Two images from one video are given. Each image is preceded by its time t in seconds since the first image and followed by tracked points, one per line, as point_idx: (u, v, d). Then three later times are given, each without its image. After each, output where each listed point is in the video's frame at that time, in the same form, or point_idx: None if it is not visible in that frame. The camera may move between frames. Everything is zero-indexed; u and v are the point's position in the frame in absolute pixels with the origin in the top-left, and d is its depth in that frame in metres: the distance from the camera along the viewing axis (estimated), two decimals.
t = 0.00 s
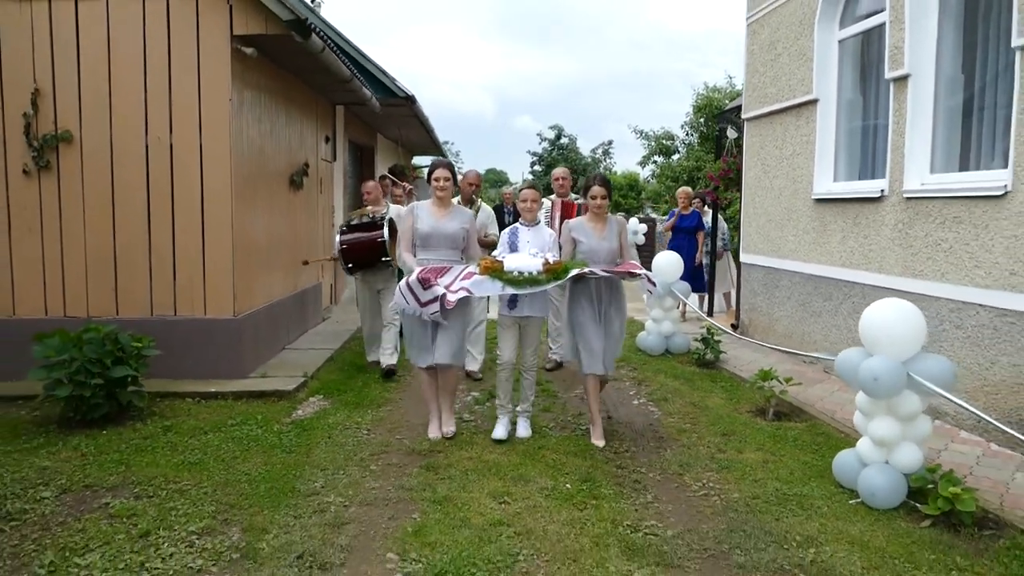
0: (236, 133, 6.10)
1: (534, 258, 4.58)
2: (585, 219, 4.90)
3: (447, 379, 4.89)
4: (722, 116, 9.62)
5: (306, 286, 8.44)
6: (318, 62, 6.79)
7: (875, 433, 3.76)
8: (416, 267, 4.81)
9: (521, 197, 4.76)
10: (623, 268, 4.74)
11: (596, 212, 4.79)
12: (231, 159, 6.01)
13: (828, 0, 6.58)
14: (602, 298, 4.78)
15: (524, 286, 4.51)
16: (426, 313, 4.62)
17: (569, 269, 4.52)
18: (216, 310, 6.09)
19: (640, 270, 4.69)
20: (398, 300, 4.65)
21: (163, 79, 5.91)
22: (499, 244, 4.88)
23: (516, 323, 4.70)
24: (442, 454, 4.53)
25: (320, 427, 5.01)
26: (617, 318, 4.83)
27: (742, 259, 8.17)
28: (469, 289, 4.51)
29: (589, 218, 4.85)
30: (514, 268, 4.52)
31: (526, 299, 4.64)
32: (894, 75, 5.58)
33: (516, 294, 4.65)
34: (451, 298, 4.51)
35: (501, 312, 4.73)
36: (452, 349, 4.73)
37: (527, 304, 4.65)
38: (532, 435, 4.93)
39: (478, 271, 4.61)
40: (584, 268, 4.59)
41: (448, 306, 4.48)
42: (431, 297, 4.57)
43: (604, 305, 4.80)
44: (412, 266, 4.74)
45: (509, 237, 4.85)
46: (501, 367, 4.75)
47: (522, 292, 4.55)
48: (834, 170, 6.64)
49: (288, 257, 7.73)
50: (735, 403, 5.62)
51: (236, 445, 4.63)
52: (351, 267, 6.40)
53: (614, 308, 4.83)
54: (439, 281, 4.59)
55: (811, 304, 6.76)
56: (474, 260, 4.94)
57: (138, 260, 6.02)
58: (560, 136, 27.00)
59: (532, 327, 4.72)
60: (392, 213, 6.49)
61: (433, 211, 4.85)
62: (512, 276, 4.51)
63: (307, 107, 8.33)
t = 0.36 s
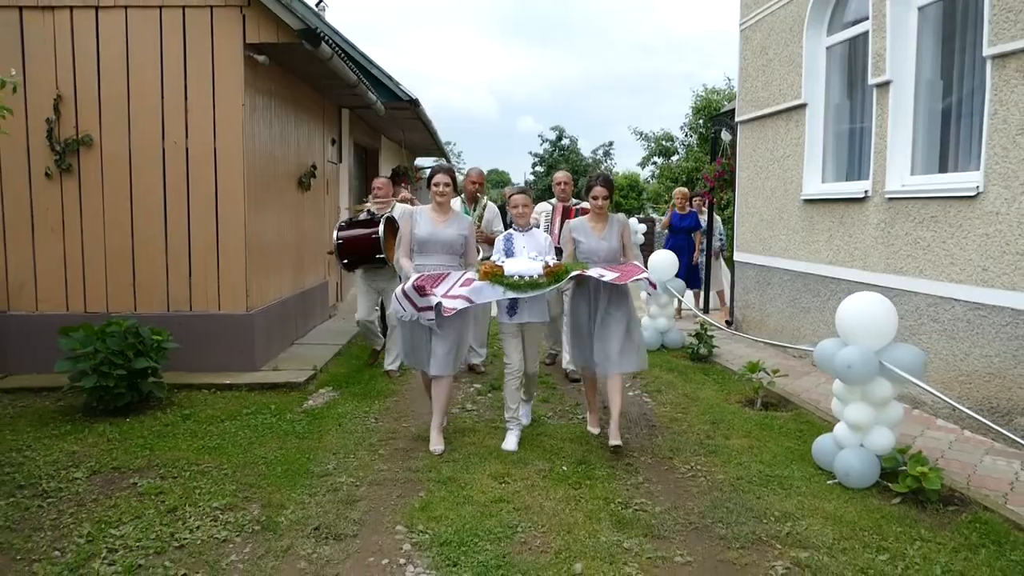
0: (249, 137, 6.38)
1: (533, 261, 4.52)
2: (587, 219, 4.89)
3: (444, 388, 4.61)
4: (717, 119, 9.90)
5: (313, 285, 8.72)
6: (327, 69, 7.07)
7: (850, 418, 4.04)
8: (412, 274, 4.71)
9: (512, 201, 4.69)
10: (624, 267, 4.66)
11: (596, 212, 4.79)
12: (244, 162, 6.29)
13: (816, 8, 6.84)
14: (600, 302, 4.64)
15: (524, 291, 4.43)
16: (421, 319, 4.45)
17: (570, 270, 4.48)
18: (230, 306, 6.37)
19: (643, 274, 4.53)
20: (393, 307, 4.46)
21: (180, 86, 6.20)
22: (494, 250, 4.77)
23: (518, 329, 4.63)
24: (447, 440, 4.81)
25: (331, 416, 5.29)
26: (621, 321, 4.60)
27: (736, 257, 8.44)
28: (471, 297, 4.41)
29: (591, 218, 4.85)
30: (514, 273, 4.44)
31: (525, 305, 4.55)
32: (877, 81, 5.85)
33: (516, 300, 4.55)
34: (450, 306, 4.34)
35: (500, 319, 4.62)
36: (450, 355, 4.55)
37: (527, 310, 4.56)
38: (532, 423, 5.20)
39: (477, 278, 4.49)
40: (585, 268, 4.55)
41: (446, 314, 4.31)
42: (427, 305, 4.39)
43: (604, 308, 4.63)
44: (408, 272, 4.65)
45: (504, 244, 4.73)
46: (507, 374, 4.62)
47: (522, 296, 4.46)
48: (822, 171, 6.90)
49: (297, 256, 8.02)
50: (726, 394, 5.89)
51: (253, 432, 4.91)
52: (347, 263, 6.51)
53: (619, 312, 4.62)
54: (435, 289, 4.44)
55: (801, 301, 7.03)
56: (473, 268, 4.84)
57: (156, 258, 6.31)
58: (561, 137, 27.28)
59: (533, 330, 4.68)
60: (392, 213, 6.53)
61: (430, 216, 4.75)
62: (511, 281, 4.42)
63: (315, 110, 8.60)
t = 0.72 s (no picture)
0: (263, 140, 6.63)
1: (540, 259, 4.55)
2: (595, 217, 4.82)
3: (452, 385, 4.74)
4: (716, 121, 10.14)
5: (322, 283, 8.98)
6: (337, 73, 7.32)
7: (836, 407, 4.28)
8: (415, 270, 4.62)
9: (522, 194, 4.70)
10: (632, 269, 4.63)
11: (607, 211, 4.73)
12: (258, 164, 6.54)
13: (810, 16, 7.08)
14: (614, 305, 4.66)
15: (529, 290, 4.44)
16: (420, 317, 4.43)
17: (575, 270, 4.49)
18: (244, 302, 6.62)
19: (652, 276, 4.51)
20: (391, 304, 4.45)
21: (197, 90, 6.45)
22: (500, 246, 4.80)
23: (520, 326, 4.63)
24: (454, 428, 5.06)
25: (342, 406, 5.54)
26: (634, 319, 4.70)
27: (733, 256, 8.68)
28: (473, 293, 4.42)
29: (601, 216, 4.77)
30: (519, 270, 4.46)
31: (528, 303, 4.54)
32: (866, 87, 6.09)
33: (519, 298, 4.54)
34: (450, 300, 4.34)
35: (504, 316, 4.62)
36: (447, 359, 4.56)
37: (530, 309, 4.54)
38: (534, 413, 5.45)
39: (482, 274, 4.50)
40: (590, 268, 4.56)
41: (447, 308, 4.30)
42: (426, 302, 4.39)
43: (618, 311, 4.66)
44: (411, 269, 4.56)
45: (511, 238, 4.77)
46: (510, 372, 4.72)
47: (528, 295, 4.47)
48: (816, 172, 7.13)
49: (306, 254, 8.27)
50: (721, 387, 6.14)
51: (269, 421, 5.16)
52: (349, 271, 6.25)
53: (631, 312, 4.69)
54: (437, 285, 4.42)
55: (794, 298, 7.27)
56: (476, 264, 4.77)
57: (173, 255, 6.56)
58: (563, 138, 27.53)
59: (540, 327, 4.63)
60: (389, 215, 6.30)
61: (431, 212, 4.67)
62: (517, 278, 4.43)
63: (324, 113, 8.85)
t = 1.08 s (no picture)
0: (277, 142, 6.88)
1: (550, 259, 4.38)
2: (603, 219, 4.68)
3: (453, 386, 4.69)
4: (714, 123, 10.40)
5: (331, 281, 9.23)
6: (347, 77, 7.57)
7: (824, 395, 4.53)
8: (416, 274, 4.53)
9: (539, 193, 4.65)
10: (641, 273, 4.53)
11: (614, 213, 4.59)
12: (273, 165, 6.79)
13: (804, 22, 7.31)
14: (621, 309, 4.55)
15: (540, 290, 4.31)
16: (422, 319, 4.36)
17: (586, 271, 4.31)
18: (259, 298, 6.87)
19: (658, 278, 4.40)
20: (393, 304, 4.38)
21: (213, 94, 6.70)
22: (515, 245, 4.70)
23: (535, 327, 4.54)
24: (462, 417, 5.30)
25: (355, 397, 5.79)
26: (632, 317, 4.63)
27: (730, 254, 8.93)
28: (482, 291, 4.30)
29: (608, 218, 4.64)
30: (529, 270, 4.33)
31: (544, 302, 4.46)
32: (857, 92, 6.34)
33: (534, 298, 4.48)
34: (458, 298, 4.27)
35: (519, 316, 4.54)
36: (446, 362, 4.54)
37: (546, 309, 4.47)
38: (538, 403, 5.69)
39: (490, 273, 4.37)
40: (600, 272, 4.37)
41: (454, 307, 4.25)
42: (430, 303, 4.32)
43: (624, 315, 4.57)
44: (413, 271, 4.46)
45: (526, 236, 4.67)
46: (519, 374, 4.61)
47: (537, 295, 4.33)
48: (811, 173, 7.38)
49: (317, 253, 8.52)
50: (718, 380, 6.38)
51: (286, 410, 5.42)
52: (343, 266, 6.08)
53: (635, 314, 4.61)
54: (445, 285, 4.36)
55: (789, 295, 7.52)
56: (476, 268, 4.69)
57: (191, 253, 6.81)
58: (564, 138, 27.77)
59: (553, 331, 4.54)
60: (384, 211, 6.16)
61: (432, 214, 4.58)
62: (526, 277, 4.30)
63: (333, 115, 9.10)
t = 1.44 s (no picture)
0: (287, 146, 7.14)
1: (553, 265, 4.30)
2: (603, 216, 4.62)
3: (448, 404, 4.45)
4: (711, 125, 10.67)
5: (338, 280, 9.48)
6: (355, 83, 7.83)
7: (811, 387, 4.78)
8: (417, 280, 4.46)
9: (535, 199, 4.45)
10: (646, 270, 4.46)
11: (614, 209, 4.55)
12: (284, 168, 7.05)
13: (796, 29, 7.56)
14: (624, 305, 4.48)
15: (542, 298, 4.24)
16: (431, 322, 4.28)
17: (589, 276, 4.25)
18: (270, 296, 7.12)
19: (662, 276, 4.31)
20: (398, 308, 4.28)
21: (227, 100, 6.96)
22: (513, 254, 4.52)
23: (535, 337, 4.43)
24: (467, 410, 5.55)
25: (364, 391, 6.05)
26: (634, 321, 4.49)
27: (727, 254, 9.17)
28: (485, 297, 4.18)
29: (609, 216, 4.59)
30: (533, 278, 4.23)
31: (544, 310, 4.36)
32: (846, 97, 6.58)
33: (535, 306, 4.36)
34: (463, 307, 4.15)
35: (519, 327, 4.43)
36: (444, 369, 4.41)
37: (546, 317, 4.38)
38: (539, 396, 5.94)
39: (493, 281, 4.27)
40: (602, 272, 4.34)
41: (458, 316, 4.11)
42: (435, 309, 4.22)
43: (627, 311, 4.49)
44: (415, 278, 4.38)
45: (524, 245, 4.50)
46: (521, 382, 4.44)
47: (541, 302, 4.26)
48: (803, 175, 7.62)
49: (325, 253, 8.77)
50: (713, 375, 6.63)
51: (298, 403, 5.68)
52: (335, 270, 5.96)
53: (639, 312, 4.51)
54: (449, 291, 4.21)
55: (783, 293, 7.77)
56: (479, 274, 4.59)
57: (204, 252, 7.07)
58: (566, 139, 28.03)
59: (553, 338, 4.50)
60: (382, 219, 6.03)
61: (434, 220, 4.50)
62: (529, 285, 4.21)
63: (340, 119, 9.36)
